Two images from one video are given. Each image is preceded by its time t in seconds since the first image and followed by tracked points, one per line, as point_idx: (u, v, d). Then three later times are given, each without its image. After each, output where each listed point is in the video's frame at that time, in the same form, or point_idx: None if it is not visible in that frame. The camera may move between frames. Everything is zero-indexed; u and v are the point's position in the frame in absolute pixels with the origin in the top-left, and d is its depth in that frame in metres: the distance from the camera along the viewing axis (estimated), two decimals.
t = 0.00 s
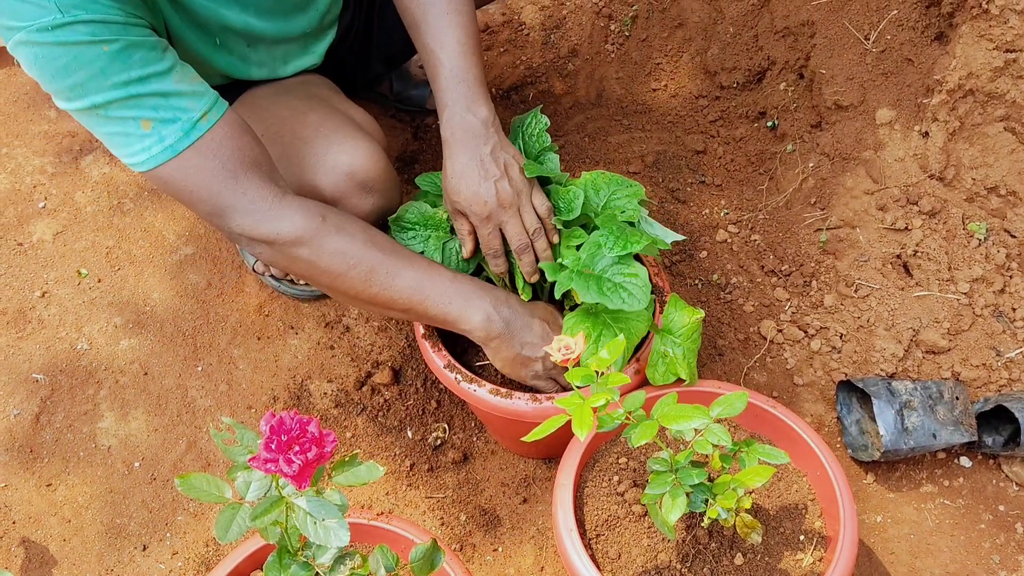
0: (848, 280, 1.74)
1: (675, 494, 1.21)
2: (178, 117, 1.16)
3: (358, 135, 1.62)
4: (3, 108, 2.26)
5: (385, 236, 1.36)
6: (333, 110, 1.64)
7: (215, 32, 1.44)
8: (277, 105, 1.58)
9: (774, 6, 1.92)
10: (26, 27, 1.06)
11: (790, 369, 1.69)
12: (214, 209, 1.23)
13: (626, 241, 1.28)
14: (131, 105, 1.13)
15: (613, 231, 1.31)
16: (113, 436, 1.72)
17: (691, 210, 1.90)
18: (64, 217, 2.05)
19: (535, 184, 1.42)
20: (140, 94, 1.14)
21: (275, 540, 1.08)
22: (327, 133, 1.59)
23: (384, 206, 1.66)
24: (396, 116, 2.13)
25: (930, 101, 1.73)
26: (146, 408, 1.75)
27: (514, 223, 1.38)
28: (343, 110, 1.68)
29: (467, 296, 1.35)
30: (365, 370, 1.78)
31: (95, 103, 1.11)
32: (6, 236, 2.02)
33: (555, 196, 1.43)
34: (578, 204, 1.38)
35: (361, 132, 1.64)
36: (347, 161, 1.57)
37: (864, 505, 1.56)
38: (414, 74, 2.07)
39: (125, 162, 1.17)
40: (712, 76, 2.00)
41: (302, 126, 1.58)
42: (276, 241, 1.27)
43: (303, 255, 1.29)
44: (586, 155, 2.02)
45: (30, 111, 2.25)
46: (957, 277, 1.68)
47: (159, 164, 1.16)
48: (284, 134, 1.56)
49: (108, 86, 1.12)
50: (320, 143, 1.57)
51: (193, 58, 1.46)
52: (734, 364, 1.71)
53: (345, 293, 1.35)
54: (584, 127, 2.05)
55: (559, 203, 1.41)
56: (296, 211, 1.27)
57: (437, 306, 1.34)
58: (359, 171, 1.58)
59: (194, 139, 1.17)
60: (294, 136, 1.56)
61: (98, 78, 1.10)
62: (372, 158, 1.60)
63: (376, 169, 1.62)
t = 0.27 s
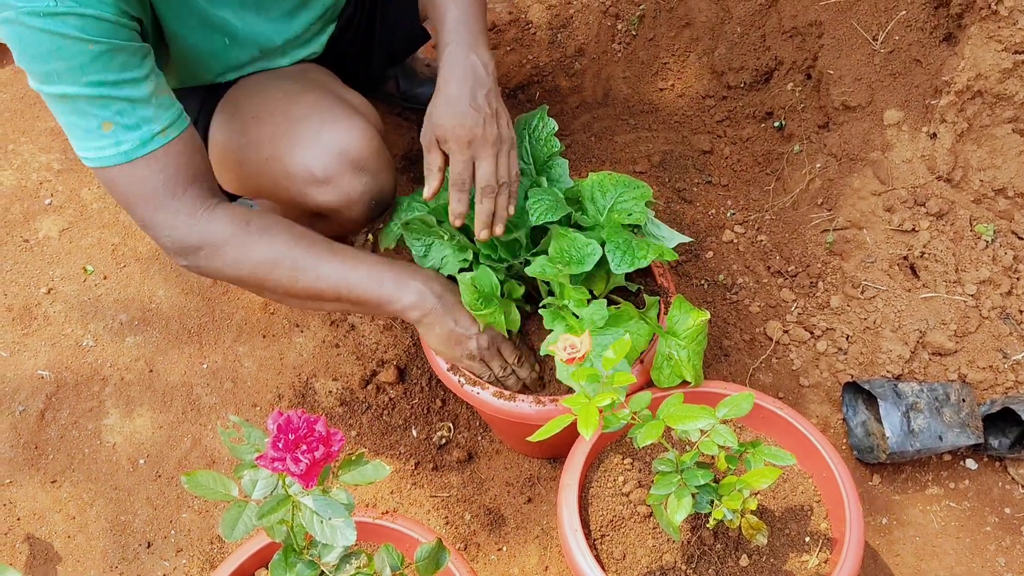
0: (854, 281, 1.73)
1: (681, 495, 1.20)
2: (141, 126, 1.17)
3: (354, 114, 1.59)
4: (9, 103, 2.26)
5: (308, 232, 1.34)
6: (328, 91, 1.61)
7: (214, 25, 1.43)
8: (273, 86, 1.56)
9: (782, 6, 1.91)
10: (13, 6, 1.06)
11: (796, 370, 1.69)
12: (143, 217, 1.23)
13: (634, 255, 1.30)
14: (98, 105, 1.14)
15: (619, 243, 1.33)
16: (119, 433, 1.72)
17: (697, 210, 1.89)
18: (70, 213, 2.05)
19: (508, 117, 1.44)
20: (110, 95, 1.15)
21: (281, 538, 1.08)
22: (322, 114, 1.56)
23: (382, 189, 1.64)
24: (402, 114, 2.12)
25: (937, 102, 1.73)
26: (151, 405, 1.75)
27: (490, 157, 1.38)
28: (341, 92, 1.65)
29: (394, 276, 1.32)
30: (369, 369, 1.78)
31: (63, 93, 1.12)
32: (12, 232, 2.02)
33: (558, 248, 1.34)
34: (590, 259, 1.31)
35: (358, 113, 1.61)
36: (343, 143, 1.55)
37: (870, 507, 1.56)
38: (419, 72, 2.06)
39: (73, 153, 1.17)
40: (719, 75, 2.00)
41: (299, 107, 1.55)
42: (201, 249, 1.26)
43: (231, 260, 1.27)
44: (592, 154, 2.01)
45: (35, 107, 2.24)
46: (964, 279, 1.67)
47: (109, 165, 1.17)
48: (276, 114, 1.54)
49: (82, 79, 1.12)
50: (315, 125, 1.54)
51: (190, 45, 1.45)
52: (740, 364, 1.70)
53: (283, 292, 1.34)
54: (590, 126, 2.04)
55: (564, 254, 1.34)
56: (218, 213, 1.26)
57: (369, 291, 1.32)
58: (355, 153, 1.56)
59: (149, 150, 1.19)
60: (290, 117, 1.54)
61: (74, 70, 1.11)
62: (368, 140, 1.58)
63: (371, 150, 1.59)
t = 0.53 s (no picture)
0: (868, 280, 1.73)
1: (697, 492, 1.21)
2: (128, 92, 1.14)
3: (367, 91, 1.59)
4: (23, 95, 2.26)
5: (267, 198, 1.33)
6: (340, 68, 1.60)
7: None
8: (287, 63, 1.54)
9: (797, 4, 1.90)
10: None
11: (809, 368, 1.69)
12: (116, 179, 1.20)
13: (647, 251, 1.31)
14: (90, 63, 1.11)
15: (631, 240, 1.32)
16: (131, 425, 1.73)
17: (710, 207, 1.89)
18: (83, 206, 2.05)
19: (614, 34, 1.58)
20: (103, 56, 1.12)
21: (296, 530, 1.08)
22: (336, 89, 1.55)
23: (394, 166, 1.64)
24: (415, 110, 2.12)
25: (953, 101, 1.72)
26: (163, 397, 1.76)
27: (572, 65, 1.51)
28: (351, 70, 1.64)
29: (359, 245, 1.35)
30: (381, 363, 1.78)
31: (56, 45, 1.09)
32: (26, 225, 2.02)
33: (560, 248, 1.34)
34: (592, 260, 1.30)
35: (370, 89, 1.61)
36: (358, 119, 1.55)
37: (881, 506, 1.55)
38: (433, 67, 2.06)
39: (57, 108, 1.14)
40: (733, 73, 1.99)
41: (312, 82, 1.53)
42: (168, 216, 1.24)
43: (197, 227, 1.26)
44: (606, 150, 2.01)
45: (49, 99, 2.24)
46: (978, 279, 1.67)
47: (90, 123, 1.14)
48: (291, 90, 1.52)
49: (76, 35, 1.09)
50: (329, 100, 1.53)
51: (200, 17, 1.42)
52: (753, 362, 1.70)
53: (246, 261, 1.34)
54: (604, 123, 2.04)
55: (566, 256, 1.33)
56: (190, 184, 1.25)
57: (336, 260, 1.34)
58: (369, 129, 1.56)
59: (133, 117, 1.15)
60: (303, 93, 1.52)
61: (71, 25, 1.08)
62: (381, 116, 1.58)
63: (384, 127, 1.59)
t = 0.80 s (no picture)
0: (881, 280, 1.73)
1: (710, 489, 1.21)
2: (158, 39, 1.17)
3: (383, 72, 1.59)
4: (40, 86, 2.27)
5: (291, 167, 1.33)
6: (357, 49, 1.61)
7: None
8: (306, 45, 1.55)
9: (813, 3, 1.91)
10: None
11: (821, 367, 1.69)
12: (138, 132, 1.19)
13: (653, 252, 1.32)
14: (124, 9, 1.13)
15: (639, 242, 1.34)
16: (145, 415, 1.74)
17: (723, 206, 1.89)
18: (100, 197, 2.06)
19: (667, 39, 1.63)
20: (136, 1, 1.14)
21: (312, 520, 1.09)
22: (353, 70, 1.55)
23: (409, 147, 1.64)
24: (429, 105, 2.12)
25: (968, 101, 1.74)
26: (178, 388, 1.77)
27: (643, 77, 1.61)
28: (369, 52, 1.65)
29: (381, 216, 1.35)
30: (394, 357, 1.79)
31: None
32: (42, 215, 2.03)
33: (579, 245, 1.34)
34: (612, 259, 1.31)
35: (386, 70, 1.61)
36: (373, 99, 1.55)
37: (893, 506, 1.55)
38: (448, 63, 2.06)
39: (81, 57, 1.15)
40: (748, 71, 1.99)
41: (330, 63, 1.54)
42: (191, 169, 1.22)
43: (220, 184, 1.25)
44: (620, 147, 2.01)
45: (66, 91, 2.25)
46: (992, 280, 1.67)
47: (115, 69, 1.15)
48: (309, 70, 1.53)
49: None
50: (346, 80, 1.54)
51: None
52: (765, 361, 1.70)
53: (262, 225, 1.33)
54: (618, 119, 2.04)
55: (584, 253, 1.33)
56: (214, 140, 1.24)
57: (353, 229, 1.34)
58: (384, 110, 1.56)
59: (160, 64, 1.17)
60: (321, 73, 1.53)
61: None
62: (397, 97, 1.58)
63: (400, 107, 1.59)
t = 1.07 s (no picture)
0: (899, 282, 1.73)
1: (727, 486, 1.21)
2: (186, 18, 1.17)
3: (403, 58, 1.60)
4: (63, 78, 2.28)
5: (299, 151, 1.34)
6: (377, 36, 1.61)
7: None
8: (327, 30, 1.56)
9: (834, 4, 1.90)
10: None
11: (838, 368, 1.68)
12: (154, 105, 1.20)
13: (666, 254, 1.32)
14: None
15: (654, 239, 1.33)
16: (164, 406, 1.75)
17: (742, 205, 1.89)
18: (120, 189, 2.08)
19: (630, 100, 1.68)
20: None
21: (332, 510, 1.09)
22: (375, 55, 1.55)
23: (426, 133, 1.65)
24: (448, 102, 2.13)
25: (990, 105, 1.71)
26: (196, 379, 1.78)
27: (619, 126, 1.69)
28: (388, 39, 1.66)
29: (385, 206, 1.36)
30: (411, 352, 1.80)
31: None
32: (64, 206, 2.05)
33: (594, 245, 1.33)
34: (627, 258, 1.30)
35: (406, 57, 1.62)
36: (393, 85, 1.55)
37: (908, 507, 1.55)
38: (468, 59, 2.07)
39: (108, 22, 1.16)
40: (768, 71, 1.99)
41: (351, 48, 1.54)
42: (203, 147, 1.23)
43: (230, 163, 1.25)
44: (638, 146, 2.01)
45: (88, 83, 2.26)
46: (1011, 283, 1.66)
47: (141, 42, 1.16)
48: (331, 55, 1.53)
49: None
50: (367, 64, 1.54)
51: None
52: (782, 361, 1.70)
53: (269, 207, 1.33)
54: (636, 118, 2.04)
55: (601, 252, 1.33)
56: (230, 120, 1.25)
57: (360, 217, 1.35)
58: (404, 95, 1.57)
59: (185, 42, 1.18)
60: (343, 57, 1.53)
61: None
62: (417, 82, 1.59)
63: (419, 92, 1.59)
